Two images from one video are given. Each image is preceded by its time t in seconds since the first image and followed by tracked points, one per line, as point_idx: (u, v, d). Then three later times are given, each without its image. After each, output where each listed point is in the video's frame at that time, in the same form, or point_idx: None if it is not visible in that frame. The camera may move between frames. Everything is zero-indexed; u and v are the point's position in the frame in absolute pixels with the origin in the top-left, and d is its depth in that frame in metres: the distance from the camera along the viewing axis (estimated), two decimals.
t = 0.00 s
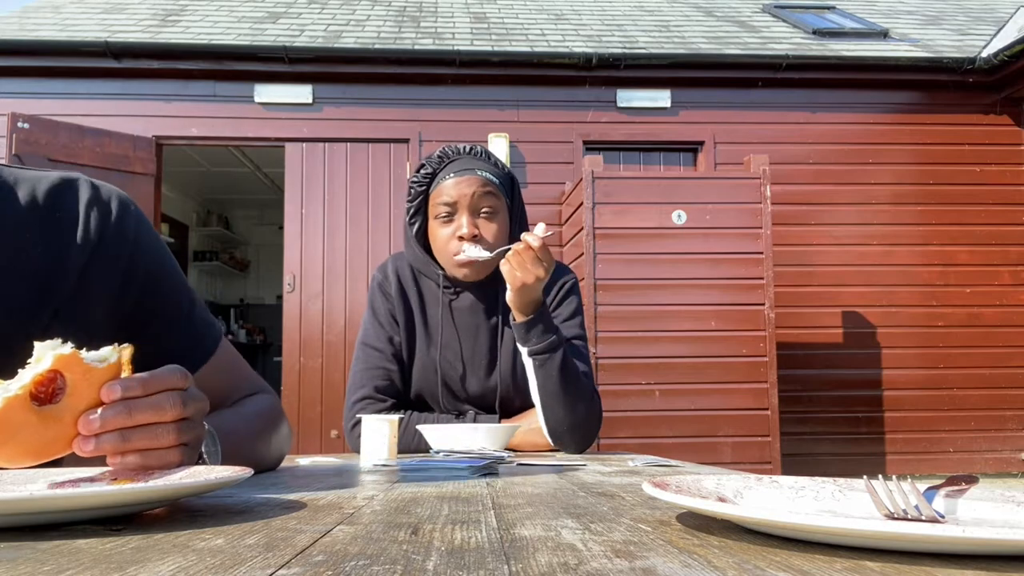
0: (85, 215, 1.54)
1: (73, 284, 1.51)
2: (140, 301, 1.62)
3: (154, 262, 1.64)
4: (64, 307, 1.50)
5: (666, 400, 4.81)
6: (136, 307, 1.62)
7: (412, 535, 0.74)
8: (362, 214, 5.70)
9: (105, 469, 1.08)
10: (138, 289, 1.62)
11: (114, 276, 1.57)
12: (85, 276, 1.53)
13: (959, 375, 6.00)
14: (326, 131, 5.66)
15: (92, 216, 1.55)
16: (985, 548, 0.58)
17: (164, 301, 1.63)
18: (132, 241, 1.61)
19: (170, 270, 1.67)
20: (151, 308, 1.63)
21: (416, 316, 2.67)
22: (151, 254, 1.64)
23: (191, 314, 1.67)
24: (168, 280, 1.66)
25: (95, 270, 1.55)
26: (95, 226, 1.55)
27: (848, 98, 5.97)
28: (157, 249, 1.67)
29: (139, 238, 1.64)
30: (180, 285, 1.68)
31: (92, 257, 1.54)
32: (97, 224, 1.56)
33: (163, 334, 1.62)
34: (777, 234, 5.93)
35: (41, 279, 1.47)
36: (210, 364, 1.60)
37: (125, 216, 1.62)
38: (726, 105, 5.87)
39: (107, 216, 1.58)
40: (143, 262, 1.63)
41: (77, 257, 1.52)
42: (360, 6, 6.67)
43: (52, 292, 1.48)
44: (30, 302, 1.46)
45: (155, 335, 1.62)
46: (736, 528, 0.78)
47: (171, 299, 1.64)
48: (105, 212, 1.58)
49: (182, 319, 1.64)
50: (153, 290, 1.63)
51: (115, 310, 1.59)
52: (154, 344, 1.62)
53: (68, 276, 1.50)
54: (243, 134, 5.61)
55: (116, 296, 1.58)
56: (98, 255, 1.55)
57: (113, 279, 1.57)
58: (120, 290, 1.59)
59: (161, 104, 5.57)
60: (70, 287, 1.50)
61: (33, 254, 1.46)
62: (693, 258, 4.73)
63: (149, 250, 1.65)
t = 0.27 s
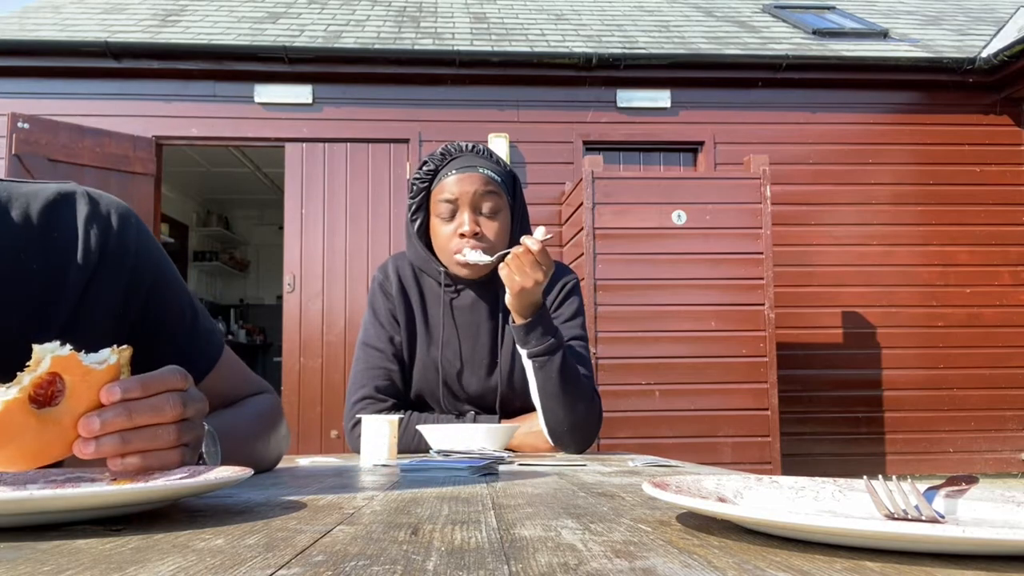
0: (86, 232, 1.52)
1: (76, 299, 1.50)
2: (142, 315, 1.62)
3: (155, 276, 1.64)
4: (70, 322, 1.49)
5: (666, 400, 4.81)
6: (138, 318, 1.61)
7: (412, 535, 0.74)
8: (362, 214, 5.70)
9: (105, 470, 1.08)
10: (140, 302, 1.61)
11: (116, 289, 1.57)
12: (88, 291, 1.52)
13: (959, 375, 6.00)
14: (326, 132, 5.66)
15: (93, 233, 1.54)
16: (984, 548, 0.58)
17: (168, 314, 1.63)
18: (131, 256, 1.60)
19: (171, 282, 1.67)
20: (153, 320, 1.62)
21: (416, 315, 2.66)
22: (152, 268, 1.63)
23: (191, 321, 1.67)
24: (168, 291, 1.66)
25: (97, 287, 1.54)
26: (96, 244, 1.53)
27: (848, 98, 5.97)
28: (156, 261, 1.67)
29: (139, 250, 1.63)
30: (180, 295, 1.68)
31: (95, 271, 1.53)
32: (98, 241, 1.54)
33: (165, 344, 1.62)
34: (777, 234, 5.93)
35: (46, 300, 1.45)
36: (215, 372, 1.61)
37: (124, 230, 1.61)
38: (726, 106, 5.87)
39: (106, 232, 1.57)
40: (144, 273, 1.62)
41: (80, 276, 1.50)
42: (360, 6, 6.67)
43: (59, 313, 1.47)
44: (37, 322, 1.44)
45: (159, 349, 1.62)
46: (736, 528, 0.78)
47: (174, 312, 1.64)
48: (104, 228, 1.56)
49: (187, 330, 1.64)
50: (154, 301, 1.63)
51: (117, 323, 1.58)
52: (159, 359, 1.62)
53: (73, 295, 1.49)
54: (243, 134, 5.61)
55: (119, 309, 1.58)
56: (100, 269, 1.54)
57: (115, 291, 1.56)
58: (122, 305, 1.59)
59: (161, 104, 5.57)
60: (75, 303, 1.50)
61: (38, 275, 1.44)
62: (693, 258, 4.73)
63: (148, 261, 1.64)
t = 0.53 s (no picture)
0: (81, 239, 1.52)
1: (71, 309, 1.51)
2: (142, 320, 1.62)
3: (153, 280, 1.63)
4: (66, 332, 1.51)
5: (666, 400, 4.81)
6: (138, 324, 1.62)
7: (412, 535, 0.74)
8: (362, 213, 5.70)
9: (105, 470, 1.08)
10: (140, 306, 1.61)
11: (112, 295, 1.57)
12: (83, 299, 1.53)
13: (958, 375, 6.00)
14: (326, 132, 5.66)
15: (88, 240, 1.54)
16: (984, 548, 0.58)
17: (166, 319, 1.62)
18: (128, 261, 1.60)
19: (170, 286, 1.66)
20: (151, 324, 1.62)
21: (416, 315, 2.66)
22: (150, 272, 1.63)
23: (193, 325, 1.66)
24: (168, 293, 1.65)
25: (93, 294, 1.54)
26: (91, 250, 1.53)
27: (848, 99, 5.97)
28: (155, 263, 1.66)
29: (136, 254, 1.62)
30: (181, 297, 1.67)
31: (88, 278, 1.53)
32: (93, 247, 1.54)
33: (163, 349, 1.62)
34: (777, 234, 5.94)
35: (41, 309, 1.47)
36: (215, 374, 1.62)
37: (120, 235, 1.60)
38: (726, 106, 5.87)
39: (101, 239, 1.56)
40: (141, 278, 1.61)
41: (75, 283, 1.51)
42: (360, 6, 6.67)
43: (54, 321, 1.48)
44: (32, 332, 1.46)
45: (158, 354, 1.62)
46: (736, 529, 0.78)
47: (172, 316, 1.63)
48: (100, 234, 1.56)
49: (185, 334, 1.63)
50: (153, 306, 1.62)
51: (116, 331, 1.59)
52: (158, 363, 1.61)
53: (68, 303, 1.50)
54: (243, 134, 5.61)
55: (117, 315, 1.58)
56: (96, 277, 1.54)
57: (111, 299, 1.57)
58: (121, 311, 1.59)
59: (161, 104, 5.57)
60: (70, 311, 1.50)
61: (32, 285, 1.45)
62: (693, 258, 4.73)
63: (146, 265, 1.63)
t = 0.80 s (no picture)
0: (80, 236, 1.52)
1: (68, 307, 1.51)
2: (140, 318, 1.61)
3: (152, 279, 1.63)
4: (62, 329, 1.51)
5: (666, 401, 4.81)
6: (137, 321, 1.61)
7: (412, 535, 0.74)
8: (362, 213, 5.70)
9: (105, 470, 1.08)
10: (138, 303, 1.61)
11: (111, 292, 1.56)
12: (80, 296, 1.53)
13: (959, 375, 6.00)
14: (326, 132, 5.66)
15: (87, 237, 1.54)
16: (984, 548, 0.58)
17: (165, 317, 1.62)
18: (127, 258, 1.59)
19: (169, 284, 1.66)
20: (149, 322, 1.62)
21: (416, 315, 2.66)
22: (149, 270, 1.63)
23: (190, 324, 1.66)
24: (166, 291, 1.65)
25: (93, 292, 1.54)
26: (90, 247, 1.53)
27: (848, 99, 5.97)
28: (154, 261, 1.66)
29: (136, 252, 1.62)
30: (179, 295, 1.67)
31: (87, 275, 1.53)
32: (93, 244, 1.54)
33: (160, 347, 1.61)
34: (777, 234, 5.94)
35: (40, 306, 1.47)
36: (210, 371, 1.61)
37: (119, 232, 1.60)
38: (726, 106, 5.87)
39: (101, 236, 1.56)
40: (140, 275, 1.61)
41: (74, 281, 1.51)
42: (360, 6, 6.67)
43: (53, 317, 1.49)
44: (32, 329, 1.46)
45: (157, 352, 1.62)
46: (736, 528, 0.78)
47: (170, 314, 1.63)
48: (99, 231, 1.56)
49: (184, 333, 1.63)
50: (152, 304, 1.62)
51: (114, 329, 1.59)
52: (155, 361, 1.61)
53: (67, 300, 1.50)
54: (243, 134, 5.61)
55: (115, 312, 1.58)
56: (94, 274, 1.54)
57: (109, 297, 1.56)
58: (120, 309, 1.59)
59: (161, 104, 5.57)
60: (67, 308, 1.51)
61: (31, 282, 1.45)
62: (693, 258, 4.73)
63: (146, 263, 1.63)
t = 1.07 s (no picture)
0: (80, 231, 1.53)
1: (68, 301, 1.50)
2: (139, 313, 1.61)
3: (151, 274, 1.63)
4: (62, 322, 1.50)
5: (666, 401, 4.81)
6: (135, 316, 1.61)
7: (412, 535, 0.74)
8: (362, 213, 5.70)
9: (104, 470, 1.08)
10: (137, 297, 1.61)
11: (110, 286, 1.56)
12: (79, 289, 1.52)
13: (959, 375, 6.00)
14: (326, 132, 5.66)
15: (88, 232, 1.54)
16: (984, 548, 0.58)
17: (163, 312, 1.62)
18: (127, 252, 1.59)
19: (167, 279, 1.66)
20: (147, 316, 1.62)
21: (416, 315, 2.67)
22: (148, 265, 1.63)
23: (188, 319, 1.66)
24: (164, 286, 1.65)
25: (95, 285, 1.54)
26: (90, 241, 1.53)
27: (848, 99, 5.97)
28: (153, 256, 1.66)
29: (135, 246, 1.62)
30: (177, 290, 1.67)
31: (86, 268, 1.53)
32: (93, 238, 1.54)
33: (158, 342, 1.61)
34: (777, 234, 5.94)
35: (41, 299, 1.47)
36: (208, 365, 1.61)
37: (119, 227, 1.60)
38: (726, 106, 5.87)
39: (100, 230, 1.56)
40: (139, 270, 1.61)
41: (74, 274, 1.51)
42: (360, 6, 6.68)
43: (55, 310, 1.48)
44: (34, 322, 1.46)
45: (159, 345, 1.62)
46: (736, 528, 0.78)
47: (168, 309, 1.63)
48: (99, 225, 1.56)
49: (183, 326, 1.64)
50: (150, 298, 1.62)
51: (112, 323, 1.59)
52: (153, 355, 1.61)
53: (65, 293, 1.49)
54: (243, 134, 5.61)
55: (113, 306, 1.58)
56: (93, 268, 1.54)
57: (108, 291, 1.56)
58: (120, 302, 1.59)
59: (161, 104, 5.57)
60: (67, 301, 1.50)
61: (32, 274, 1.45)
62: (693, 258, 4.73)
63: (145, 257, 1.63)
